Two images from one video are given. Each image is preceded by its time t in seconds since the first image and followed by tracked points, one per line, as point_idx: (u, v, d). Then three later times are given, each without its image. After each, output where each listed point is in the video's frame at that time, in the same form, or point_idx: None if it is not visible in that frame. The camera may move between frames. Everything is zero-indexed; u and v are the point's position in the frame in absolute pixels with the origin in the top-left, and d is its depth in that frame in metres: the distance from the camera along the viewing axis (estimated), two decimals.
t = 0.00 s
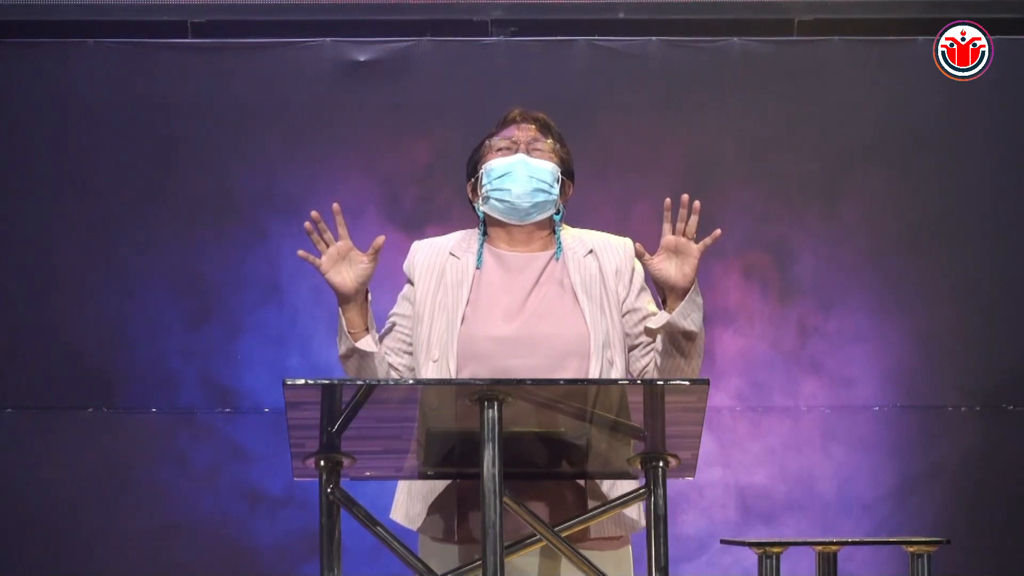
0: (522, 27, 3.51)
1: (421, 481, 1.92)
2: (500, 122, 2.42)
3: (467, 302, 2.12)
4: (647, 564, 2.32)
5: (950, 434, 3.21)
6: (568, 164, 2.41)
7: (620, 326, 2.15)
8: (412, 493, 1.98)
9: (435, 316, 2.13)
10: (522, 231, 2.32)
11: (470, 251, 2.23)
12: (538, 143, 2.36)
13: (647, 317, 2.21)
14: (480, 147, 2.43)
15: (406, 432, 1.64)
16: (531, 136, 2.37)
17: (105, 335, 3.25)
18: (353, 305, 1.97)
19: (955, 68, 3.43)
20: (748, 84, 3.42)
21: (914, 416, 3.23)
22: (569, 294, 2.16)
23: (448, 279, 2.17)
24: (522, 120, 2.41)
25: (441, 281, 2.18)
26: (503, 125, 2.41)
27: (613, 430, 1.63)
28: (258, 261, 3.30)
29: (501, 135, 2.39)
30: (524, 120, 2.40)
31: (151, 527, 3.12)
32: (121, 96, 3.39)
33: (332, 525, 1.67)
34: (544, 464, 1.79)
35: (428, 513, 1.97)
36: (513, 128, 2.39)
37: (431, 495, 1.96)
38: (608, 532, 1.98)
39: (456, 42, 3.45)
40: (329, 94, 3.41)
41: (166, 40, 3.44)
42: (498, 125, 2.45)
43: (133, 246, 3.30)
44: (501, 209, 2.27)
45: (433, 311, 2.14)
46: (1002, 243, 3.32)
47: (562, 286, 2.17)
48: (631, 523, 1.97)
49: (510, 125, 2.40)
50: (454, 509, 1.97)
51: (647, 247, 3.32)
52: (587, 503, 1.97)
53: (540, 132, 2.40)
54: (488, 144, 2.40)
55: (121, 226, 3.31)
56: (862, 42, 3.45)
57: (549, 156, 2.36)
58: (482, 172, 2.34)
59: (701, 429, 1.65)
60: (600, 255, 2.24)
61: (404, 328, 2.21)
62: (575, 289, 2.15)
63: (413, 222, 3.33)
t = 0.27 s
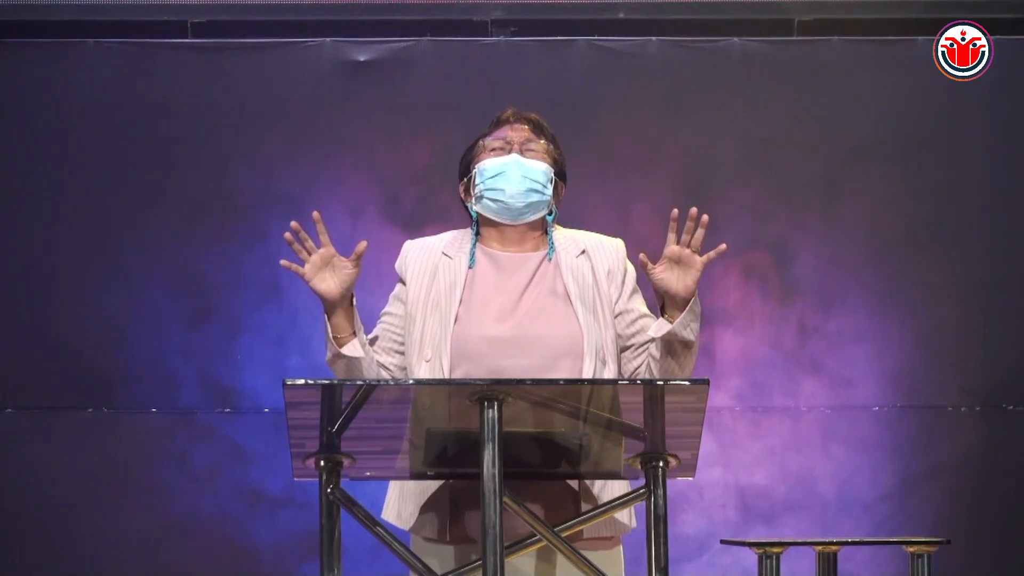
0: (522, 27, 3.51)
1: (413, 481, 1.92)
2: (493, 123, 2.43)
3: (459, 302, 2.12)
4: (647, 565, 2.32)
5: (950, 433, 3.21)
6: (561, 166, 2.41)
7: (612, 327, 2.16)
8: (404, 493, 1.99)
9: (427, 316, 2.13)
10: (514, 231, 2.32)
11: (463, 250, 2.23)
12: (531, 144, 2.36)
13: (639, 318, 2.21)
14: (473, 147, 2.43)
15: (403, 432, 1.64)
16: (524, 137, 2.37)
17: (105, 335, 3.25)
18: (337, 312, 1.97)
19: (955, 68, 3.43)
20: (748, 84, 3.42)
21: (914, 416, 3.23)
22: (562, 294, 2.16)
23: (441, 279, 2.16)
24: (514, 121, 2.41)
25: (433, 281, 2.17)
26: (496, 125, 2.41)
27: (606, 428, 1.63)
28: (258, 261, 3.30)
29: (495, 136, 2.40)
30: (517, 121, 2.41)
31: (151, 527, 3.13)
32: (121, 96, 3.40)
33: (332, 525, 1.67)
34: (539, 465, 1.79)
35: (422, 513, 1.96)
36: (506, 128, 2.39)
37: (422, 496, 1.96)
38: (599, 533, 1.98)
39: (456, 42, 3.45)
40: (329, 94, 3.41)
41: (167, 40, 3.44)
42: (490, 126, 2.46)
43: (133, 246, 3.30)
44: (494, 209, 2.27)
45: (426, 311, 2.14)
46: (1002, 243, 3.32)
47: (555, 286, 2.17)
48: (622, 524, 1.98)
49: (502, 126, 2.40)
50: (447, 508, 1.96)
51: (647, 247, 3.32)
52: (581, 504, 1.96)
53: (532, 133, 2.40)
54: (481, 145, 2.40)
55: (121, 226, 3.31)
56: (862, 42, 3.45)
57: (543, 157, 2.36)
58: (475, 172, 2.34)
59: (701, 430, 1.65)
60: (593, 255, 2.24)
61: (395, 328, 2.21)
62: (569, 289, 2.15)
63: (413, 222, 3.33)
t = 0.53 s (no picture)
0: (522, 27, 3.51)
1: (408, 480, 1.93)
2: (491, 122, 2.42)
3: (456, 302, 2.12)
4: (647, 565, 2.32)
5: (950, 434, 3.21)
6: (558, 167, 2.42)
7: (608, 329, 2.16)
8: (399, 492, 2.00)
9: (423, 315, 2.13)
10: (511, 232, 2.33)
11: (459, 250, 2.22)
12: (529, 145, 2.36)
13: (634, 321, 2.22)
14: (471, 147, 2.43)
15: (403, 432, 1.64)
16: (523, 137, 2.37)
17: (105, 335, 3.25)
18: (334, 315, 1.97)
19: (955, 68, 3.43)
20: (748, 84, 3.42)
21: (913, 416, 3.23)
22: (559, 295, 2.16)
23: (437, 278, 2.16)
24: (513, 121, 2.41)
25: (430, 280, 2.17)
26: (494, 125, 2.41)
27: (603, 427, 1.63)
28: (258, 261, 3.31)
29: (493, 136, 2.39)
30: (516, 121, 2.40)
31: (151, 528, 3.13)
32: (121, 96, 3.40)
33: (332, 525, 1.67)
34: (536, 465, 1.79)
35: (417, 511, 1.97)
36: (505, 129, 2.39)
37: (417, 495, 1.98)
38: (594, 534, 1.98)
39: (456, 42, 3.46)
40: (329, 94, 3.41)
41: (166, 40, 3.44)
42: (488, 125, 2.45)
43: (133, 246, 3.30)
44: (492, 209, 2.27)
45: (422, 310, 2.14)
46: (1002, 243, 3.32)
47: (552, 287, 2.17)
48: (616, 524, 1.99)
49: (501, 126, 2.40)
50: (443, 508, 1.96)
51: (647, 247, 3.32)
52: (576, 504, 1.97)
53: (531, 134, 2.40)
54: (479, 144, 2.40)
55: (121, 226, 3.31)
56: (862, 42, 3.45)
57: (541, 158, 2.36)
58: (474, 172, 2.34)
59: (700, 430, 1.65)
60: (589, 257, 2.24)
61: (391, 328, 2.21)
62: (566, 290, 2.15)
63: (413, 223, 3.33)
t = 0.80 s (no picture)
0: (522, 27, 3.51)
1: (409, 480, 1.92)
2: (492, 122, 2.42)
3: (457, 302, 2.11)
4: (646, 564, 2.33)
5: (950, 434, 3.21)
6: (559, 168, 2.41)
7: (608, 330, 2.16)
8: (398, 490, 1.99)
9: (424, 315, 2.12)
10: (511, 232, 2.33)
11: (460, 250, 2.22)
12: (531, 145, 2.36)
13: (634, 323, 2.22)
14: (473, 147, 2.43)
15: (402, 431, 1.63)
16: (524, 138, 2.37)
17: (105, 335, 3.26)
18: (337, 309, 1.97)
19: (955, 68, 3.43)
20: (748, 84, 3.42)
21: (913, 416, 3.23)
22: (560, 296, 2.16)
23: (437, 278, 2.16)
24: (514, 120, 2.41)
25: (431, 279, 2.17)
26: (495, 125, 2.41)
27: (603, 427, 1.62)
28: (258, 261, 3.31)
29: (494, 136, 2.40)
30: (517, 121, 2.41)
31: (151, 527, 3.13)
32: (121, 96, 3.40)
33: (332, 525, 1.67)
34: (536, 465, 1.79)
35: (415, 510, 1.97)
36: (506, 129, 2.39)
37: (417, 493, 1.97)
38: (592, 535, 1.98)
39: (456, 42, 3.45)
40: (329, 94, 3.41)
41: (167, 40, 3.44)
42: (489, 125, 2.45)
43: (133, 246, 3.30)
44: (494, 209, 2.27)
45: (423, 309, 2.14)
46: (1003, 243, 3.32)
47: (553, 287, 2.17)
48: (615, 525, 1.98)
49: (502, 126, 2.40)
50: (442, 507, 1.96)
51: (647, 247, 3.32)
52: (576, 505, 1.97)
53: (532, 134, 2.40)
54: (481, 144, 2.40)
55: (121, 226, 3.31)
56: (862, 42, 3.45)
57: (542, 158, 2.36)
58: (475, 171, 2.34)
59: (700, 430, 1.65)
60: (590, 258, 2.24)
61: (391, 326, 2.21)
62: (566, 290, 2.15)
63: (413, 222, 3.33)
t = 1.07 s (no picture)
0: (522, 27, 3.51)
1: (411, 480, 1.91)
2: (500, 121, 2.42)
3: (463, 301, 2.12)
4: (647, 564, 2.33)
5: (950, 434, 3.21)
6: (566, 168, 2.42)
7: (614, 331, 2.16)
8: (401, 489, 1.98)
9: (430, 313, 2.12)
10: (517, 232, 2.32)
11: (466, 250, 2.22)
12: (538, 144, 2.36)
13: (638, 326, 2.22)
14: (480, 146, 2.43)
15: (404, 431, 1.63)
16: (531, 137, 2.37)
17: (105, 335, 3.25)
18: (345, 307, 1.97)
19: (955, 68, 3.43)
20: (748, 84, 3.42)
21: (913, 416, 3.23)
22: (566, 296, 2.16)
23: (443, 276, 2.16)
24: (522, 120, 2.41)
25: (436, 278, 2.17)
26: (502, 125, 2.41)
27: (608, 428, 1.63)
28: (258, 261, 3.30)
29: (501, 135, 2.40)
30: (524, 121, 2.41)
31: (150, 527, 3.13)
32: (121, 96, 3.39)
33: (332, 525, 1.67)
34: (538, 465, 1.79)
35: (419, 511, 1.96)
36: (513, 128, 2.39)
37: (420, 494, 1.96)
38: (598, 535, 1.98)
39: (456, 41, 3.45)
40: (329, 94, 3.41)
41: (167, 40, 3.44)
42: (496, 125, 2.46)
43: (133, 246, 3.30)
44: (501, 207, 2.27)
45: (428, 307, 2.13)
46: (1003, 243, 3.32)
47: (558, 287, 2.17)
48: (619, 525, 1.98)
49: (510, 125, 2.40)
50: (446, 507, 1.96)
51: (647, 247, 3.32)
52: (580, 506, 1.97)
53: (539, 134, 2.40)
54: (488, 143, 2.40)
55: (120, 226, 3.31)
56: (862, 42, 3.45)
57: (549, 158, 2.35)
58: (482, 170, 2.34)
59: (700, 430, 1.65)
60: (596, 259, 2.24)
61: (397, 324, 2.20)
62: (571, 291, 2.16)
63: (413, 222, 3.33)
